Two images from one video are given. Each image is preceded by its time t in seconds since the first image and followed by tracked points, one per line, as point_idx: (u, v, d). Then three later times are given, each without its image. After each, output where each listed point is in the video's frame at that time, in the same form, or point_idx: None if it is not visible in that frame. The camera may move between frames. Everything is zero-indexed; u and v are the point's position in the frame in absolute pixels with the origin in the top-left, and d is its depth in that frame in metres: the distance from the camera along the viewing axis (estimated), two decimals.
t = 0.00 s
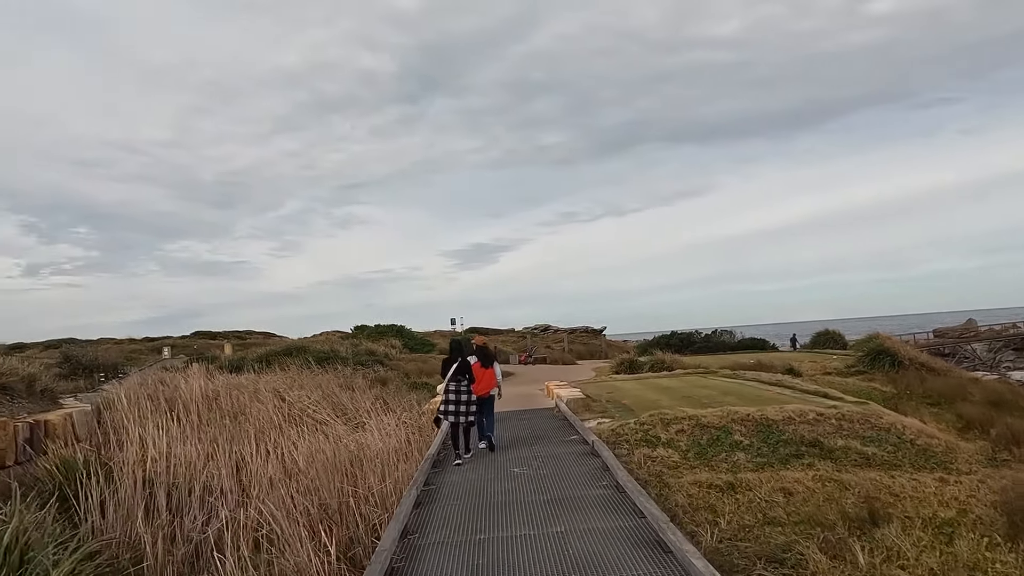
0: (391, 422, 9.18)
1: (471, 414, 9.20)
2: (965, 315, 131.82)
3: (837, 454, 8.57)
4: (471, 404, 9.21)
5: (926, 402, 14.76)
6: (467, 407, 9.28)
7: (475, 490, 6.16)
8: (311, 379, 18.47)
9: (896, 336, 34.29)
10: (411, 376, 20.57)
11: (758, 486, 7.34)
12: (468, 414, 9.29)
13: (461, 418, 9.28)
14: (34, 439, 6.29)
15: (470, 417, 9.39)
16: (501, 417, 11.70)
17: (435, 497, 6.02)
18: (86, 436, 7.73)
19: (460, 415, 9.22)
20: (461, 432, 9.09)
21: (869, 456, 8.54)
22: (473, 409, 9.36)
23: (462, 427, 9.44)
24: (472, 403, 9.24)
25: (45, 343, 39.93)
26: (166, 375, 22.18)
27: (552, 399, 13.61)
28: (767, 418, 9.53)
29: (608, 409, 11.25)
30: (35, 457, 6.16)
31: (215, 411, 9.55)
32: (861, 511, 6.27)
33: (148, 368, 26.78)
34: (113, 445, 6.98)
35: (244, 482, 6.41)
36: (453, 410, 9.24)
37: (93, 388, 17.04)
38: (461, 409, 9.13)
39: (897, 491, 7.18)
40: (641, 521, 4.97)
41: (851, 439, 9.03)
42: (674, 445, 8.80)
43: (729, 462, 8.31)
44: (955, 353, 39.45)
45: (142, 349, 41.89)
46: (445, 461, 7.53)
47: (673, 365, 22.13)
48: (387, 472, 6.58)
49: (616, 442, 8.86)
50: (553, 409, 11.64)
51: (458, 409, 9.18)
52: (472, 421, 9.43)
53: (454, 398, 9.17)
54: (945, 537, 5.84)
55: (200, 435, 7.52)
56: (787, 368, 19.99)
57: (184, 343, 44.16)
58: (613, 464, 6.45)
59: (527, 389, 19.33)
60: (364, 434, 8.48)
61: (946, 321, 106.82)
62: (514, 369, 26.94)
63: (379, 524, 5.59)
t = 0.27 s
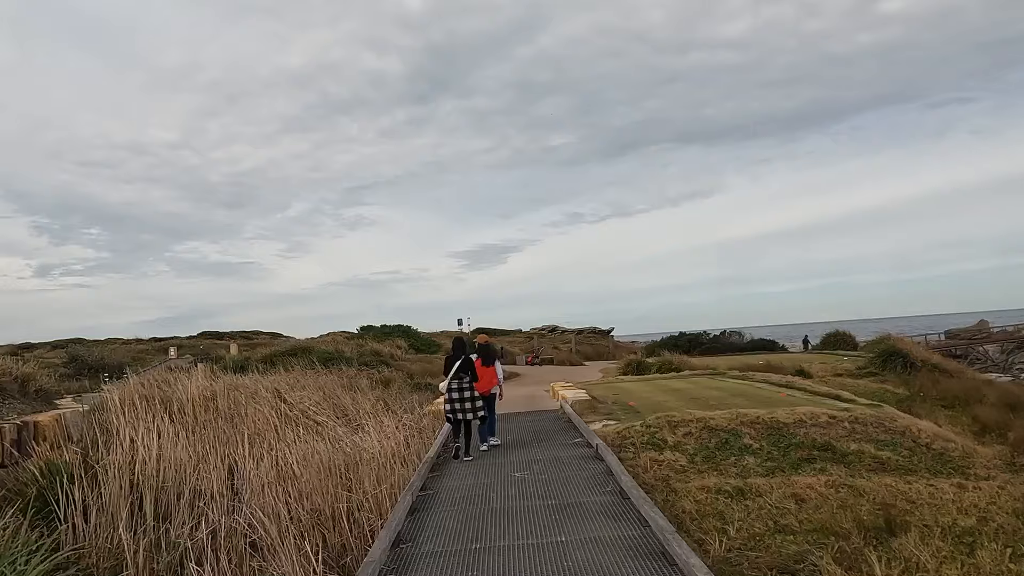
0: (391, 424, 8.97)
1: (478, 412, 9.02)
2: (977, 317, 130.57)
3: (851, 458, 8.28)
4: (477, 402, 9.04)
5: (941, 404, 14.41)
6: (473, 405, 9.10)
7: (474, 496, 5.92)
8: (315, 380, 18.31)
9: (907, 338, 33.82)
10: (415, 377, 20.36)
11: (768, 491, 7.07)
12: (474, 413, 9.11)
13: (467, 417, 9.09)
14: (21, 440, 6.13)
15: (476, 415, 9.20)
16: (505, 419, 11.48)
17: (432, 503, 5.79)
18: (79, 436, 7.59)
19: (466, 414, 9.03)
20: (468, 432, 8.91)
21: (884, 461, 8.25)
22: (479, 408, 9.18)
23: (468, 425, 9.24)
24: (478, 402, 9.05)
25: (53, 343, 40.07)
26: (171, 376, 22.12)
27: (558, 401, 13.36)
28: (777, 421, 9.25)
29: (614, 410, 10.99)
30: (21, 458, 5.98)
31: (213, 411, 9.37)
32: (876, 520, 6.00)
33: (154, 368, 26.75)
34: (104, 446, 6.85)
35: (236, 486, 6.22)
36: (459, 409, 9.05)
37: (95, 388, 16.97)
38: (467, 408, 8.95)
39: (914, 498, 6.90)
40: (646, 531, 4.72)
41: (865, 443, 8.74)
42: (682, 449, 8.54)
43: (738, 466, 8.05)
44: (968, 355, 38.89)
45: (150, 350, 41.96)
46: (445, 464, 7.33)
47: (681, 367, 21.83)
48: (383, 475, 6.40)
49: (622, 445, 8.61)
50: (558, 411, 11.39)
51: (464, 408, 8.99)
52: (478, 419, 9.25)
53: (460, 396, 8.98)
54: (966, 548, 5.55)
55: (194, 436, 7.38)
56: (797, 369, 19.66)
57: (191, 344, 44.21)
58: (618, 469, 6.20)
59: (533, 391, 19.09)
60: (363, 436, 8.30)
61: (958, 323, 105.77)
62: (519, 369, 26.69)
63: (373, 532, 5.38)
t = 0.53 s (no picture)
0: (386, 431, 8.73)
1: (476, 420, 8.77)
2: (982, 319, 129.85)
3: (862, 467, 7.98)
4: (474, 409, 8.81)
5: (951, 410, 14.08)
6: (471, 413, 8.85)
7: (468, 510, 5.65)
8: (313, 383, 18.05)
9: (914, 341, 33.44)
10: (415, 381, 20.10)
11: (777, 503, 6.78)
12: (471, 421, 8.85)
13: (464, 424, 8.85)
14: None
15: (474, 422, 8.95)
16: (504, 424, 11.19)
17: (424, 515, 5.53)
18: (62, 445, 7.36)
19: (463, 421, 8.79)
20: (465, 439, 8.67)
21: (896, 470, 7.96)
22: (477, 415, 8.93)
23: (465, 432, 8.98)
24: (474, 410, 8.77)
25: (54, 346, 39.96)
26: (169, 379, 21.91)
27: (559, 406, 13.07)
28: (785, 428, 8.96)
29: (616, 416, 10.70)
30: None
31: (204, 418, 9.14)
32: (892, 534, 5.71)
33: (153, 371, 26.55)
34: (86, 455, 6.64)
35: (220, 499, 5.98)
36: (455, 416, 8.81)
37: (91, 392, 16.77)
38: (463, 416, 8.72)
39: (929, 511, 6.60)
40: (650, 551, 4.44)
41: (876, 452, 8.45)
42: (686, 457, 8.25)
43: (745, 476, 7.76)
44: (975, 358, 38.47)
45: (151, 353, 41.80)
46: (440, 474, 7.06)
47: (685, 370, 21.51)
48: (374, 486, 6.16)
49: (624, 453, 8.33)
50: (559, 416, 11.10)
51: (460, 415, 8.75)
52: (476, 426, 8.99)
53: (456, 404, 8.74)
54: (987, 567, 5.26)
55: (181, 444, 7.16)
56: (803, 373, 19.34)
57: (193, 346, 44.06)
58: (620, 480, 5.92)
59: (534, 395, 18.81)
60: (357, 444, 8.06)
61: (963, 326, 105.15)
62: (522, 373, 26.42)
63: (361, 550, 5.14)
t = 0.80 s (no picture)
0: (385, 433, 8.53)
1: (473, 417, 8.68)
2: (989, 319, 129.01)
3: (874, 470, 7.73)
4: (472, 406, 8.76)
5: (963, 410, 13.78)
6: (468, 410, 8.77)
7: (467, 515, 5.43)
8: (314, 384, 17.89)
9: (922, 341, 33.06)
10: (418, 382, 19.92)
11: (788, 507, 6.54)
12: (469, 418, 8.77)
13: (462, 421, 8.78)
14: None
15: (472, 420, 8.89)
16: (507, 425, 10.97)
17: (421, 521, 5.31)
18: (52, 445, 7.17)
19: (461, 418, 8.70)
20: (462, 437, 8.57)
21: (910, 472, 7.71)
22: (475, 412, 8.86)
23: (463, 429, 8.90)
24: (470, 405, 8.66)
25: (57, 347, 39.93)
26: (171, 380, 21.76)
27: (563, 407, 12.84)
28: (795, 429, 8.71)
29: (620, 417, 10.47)
30: None
31: (199, 419, 8.95)
32: (909, 540, 5.47)
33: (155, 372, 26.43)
34: (75, 454, 6.45)
35: (211, 502, 5.78)
36: (452, 412, 8.74)
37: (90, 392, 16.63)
38: (459, 412, 8.68)
39: (948, 515, 6.35)
40: (656, 560, 4.21)
41: (889, 454, 8.20)
42: (693, 459, 8.01)
43: (754, 479, 7.52)
44: (983, 358, 38.06)
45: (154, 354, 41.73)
46: (439, 477, 6.84)
47: (690, 370, 21.26)
48: (370, 490, 5.95)
49: (630, 455, 8.10)
50: (562, 417, 10.88)
51: (457, 412, 8.72)
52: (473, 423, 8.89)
53: (452, 400, 8.72)
54: None
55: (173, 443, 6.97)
56: (811, 373, 19.06)
57: (196, 347, 44.00)
58: (625, 484, 5.69)
59: (538, 395, 18.57)
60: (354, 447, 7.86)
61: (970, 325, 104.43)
62: (525, 373, 26.21)
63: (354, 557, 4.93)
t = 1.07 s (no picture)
0: (387, 439, 8.24)
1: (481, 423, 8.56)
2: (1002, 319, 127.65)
3: (897, 478, 7.40)
4: (481, 412, 8.56)
5: (983, 414, 13.39)
6: (477, 416, 8.58)
7: (470, 530, 5.13)
8: (319, 387, 17.66)
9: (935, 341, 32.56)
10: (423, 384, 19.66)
11: (808, 518, 6.23)
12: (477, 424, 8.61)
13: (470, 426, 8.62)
14: None
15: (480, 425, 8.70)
16: (514, 429, 10.69)
17: (422, 535, 5.02)
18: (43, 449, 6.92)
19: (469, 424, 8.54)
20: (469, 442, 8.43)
21: (935, 481, 7.36)
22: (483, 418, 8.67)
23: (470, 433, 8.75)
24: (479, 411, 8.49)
25: (64, 349, 39.90)
26: (175, 383, 21.59)
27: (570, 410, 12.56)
28: (813, 435, 8.38)
29: (630, 422, 10.18)
30: None
31: (197, 423, 8.70)
32: (941, 557, 5.14)
33: (160, 374, 26.26)
34: (64, 461, 6.19)
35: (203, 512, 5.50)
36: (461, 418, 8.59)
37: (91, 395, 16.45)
38: (468, 419, 8.50)
39: (978, 528, 6.01)
40: None
41: (912, 461, 7.85)
42: (707, 467, 7.71)
43: (771, 488, 7.21)
44: (997, 359, 37.48)
45: (160, 355, 41.64)
46: (441, 486, 6.55)
47: (700, 372, 20.92)
48: (370, 501, 5.67)
49: (641, 463, 7.81)
50: (570, 421, 10.58)
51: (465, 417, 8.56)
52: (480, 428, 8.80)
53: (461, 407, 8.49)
54: None
55: (167, 449, 6.70)
56: (823, 375, 18.69)
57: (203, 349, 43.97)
58: (637, 497, 5.38)
59: (545, 398, 18.26)
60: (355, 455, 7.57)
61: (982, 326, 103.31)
62: (533, 375, 25.93)
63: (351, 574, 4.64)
